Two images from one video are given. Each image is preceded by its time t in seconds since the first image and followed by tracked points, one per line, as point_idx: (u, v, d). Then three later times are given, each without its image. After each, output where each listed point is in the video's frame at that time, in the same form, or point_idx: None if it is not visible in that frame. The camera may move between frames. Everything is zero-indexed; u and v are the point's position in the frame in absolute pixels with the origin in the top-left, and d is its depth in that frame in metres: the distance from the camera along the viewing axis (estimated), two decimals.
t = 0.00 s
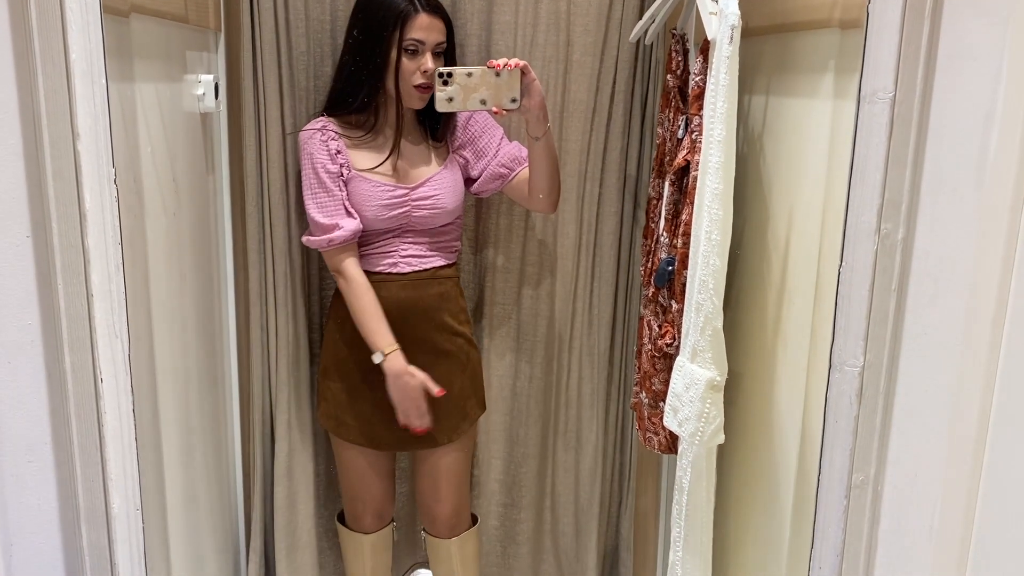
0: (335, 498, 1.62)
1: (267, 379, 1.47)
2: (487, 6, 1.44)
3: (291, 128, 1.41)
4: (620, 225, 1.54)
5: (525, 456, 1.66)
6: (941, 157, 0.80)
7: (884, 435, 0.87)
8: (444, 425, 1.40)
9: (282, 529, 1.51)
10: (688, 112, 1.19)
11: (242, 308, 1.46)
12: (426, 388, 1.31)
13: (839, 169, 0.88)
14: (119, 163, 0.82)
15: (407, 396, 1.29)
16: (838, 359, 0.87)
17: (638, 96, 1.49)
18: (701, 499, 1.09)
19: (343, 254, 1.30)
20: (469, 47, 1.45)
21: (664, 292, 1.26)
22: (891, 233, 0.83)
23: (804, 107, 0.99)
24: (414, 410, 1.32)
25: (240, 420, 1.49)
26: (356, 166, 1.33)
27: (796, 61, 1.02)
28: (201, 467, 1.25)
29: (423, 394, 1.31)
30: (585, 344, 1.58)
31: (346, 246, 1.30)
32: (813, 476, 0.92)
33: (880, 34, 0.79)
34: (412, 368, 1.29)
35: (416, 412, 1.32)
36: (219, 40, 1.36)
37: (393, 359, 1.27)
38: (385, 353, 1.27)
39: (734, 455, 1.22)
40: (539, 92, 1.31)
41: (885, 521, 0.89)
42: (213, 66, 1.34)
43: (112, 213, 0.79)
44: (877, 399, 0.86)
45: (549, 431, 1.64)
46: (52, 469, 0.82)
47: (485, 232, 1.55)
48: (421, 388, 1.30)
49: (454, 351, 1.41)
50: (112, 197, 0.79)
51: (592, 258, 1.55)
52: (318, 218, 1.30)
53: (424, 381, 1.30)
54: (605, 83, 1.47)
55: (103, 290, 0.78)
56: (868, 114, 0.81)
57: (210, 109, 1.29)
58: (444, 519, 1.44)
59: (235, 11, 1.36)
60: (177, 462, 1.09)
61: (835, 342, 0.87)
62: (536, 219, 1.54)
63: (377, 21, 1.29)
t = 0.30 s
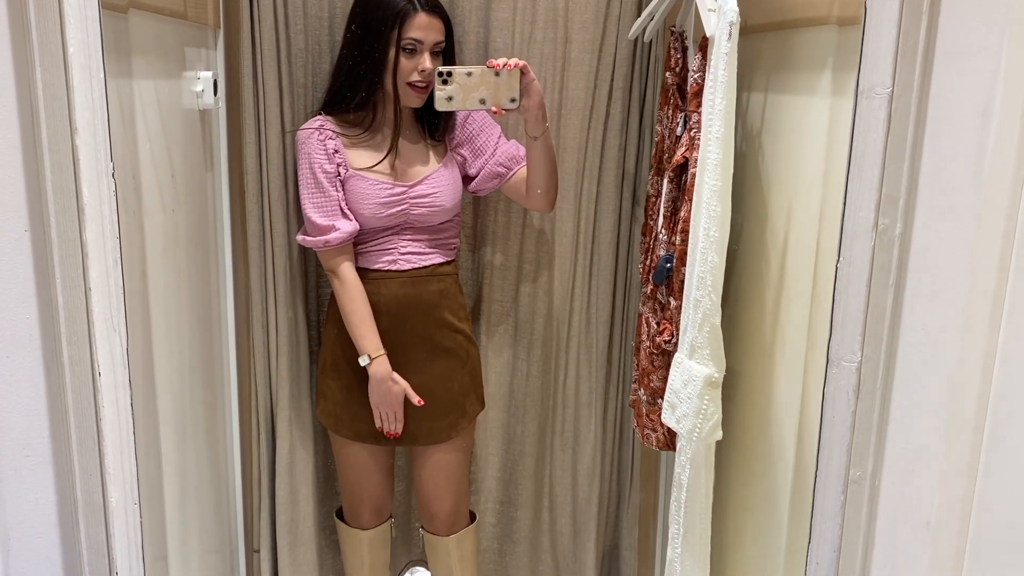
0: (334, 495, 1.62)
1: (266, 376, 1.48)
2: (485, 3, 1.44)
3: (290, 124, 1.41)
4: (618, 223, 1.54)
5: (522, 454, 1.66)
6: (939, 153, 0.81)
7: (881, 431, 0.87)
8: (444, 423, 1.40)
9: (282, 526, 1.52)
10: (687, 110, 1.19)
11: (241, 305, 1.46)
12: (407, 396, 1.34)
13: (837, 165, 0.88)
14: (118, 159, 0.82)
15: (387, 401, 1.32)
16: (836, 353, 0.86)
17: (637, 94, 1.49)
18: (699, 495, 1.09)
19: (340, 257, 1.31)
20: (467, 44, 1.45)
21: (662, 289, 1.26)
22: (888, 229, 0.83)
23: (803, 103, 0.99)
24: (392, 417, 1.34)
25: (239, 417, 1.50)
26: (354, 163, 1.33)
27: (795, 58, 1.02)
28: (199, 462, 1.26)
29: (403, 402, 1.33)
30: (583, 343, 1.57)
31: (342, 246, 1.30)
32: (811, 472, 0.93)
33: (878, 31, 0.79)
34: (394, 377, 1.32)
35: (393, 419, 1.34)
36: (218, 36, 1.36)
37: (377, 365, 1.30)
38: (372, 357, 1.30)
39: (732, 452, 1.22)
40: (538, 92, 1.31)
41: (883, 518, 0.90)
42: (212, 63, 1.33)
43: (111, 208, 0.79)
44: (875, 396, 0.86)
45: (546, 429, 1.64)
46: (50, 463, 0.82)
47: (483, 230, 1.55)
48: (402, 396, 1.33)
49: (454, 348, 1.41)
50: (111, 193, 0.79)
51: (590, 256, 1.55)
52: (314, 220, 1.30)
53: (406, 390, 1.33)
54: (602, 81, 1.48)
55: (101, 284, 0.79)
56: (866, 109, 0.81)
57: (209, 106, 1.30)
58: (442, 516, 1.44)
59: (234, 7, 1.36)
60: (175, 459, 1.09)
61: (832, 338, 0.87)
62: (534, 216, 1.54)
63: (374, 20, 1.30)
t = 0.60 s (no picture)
0: (335, 494, 1.62)
1: (267, 375, 1.48)
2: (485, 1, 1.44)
3: (290, 124, 1.41)
4: (618, 222, 1.54)
5: (522, 454, 1.66)
6: (939, 151, 0.81)
7: (882, 429, 0.87)
8: (445, 422, 1.41)
9: (283, 525, 1.52)
10: (687, 108, 1.19)
11: (242, 304, 1.47)
12: (409, 396, 1.34)
13: (836, 164, 0.88)
14: (119, 158, 0.82)
15: (389, 402, 1.33)
16: (836, 352, 0.86)
17: (636, 92, 1.49)
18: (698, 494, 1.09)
19: (343, 259, 1.31)
20: (466, 43, 1.45)
21: (663, 288, 1.26)
22: (888, 227, 0.82)
23: (803, 103, 0.99)
24: (393, 418, 1.35)
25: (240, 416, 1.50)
26: (354, 163, 1.34)
27: (795, 56, 1.02)
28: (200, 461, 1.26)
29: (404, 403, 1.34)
30: (583, 342, 1.58)
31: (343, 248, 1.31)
32: (810, 470, 0.93)
33: (878, 29, 0.79)
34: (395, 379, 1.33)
35: (394, 420, 1.35)
36: (219, 36, 1.36)
37: (379, 366, 1.31)
38: (373, 358, 1.31)
39: (732, 451, 1.22)
40: (538, 91, 1.31)
41: (883, 516, 0.89)
42: (213, 63, 1.34)
43: (113, 208, 0.79)
44: (875, 394, 0.86)
45: (546, 428, 1.64)
46: (52, 462, 0.82)
47: (483, 229, 1.55)
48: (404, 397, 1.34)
49: (455, 347, 1.41)
50: (113, 192, 0.79)
51: (589, 255, 1.55)
52: (314, 222, 1.31)
53: (407, 391, 1.34)
54: (602, 81, 1.48)
55: (103, 282, 0.79)
56: (866, 108, 0.81)
57: (210, 105, 1.30)
58: (444, 515, 1.45)
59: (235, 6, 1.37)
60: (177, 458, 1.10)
61: (832, 336, 0.86)
62: (533, 216, 1.54)
63: (373, 20, 1.30)
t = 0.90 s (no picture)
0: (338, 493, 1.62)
1: (270, 375, 1.48)
2: None
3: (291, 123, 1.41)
4: (619, 220, 1.54)
5: (523, 454, 1.66)
6: (943, 147, 0.81)
7: (886, 425, 0.87)
8: (447, 421, 1.41)
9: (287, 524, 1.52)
10: (689, 106, 1.19)
11: (244, 304, 1.47)
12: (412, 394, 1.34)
13: (840, 161, 0.88)
14: (123, 158, 0.82)
15: (392, 401, 1.33)
16: (840, 349, 0.87)
17: (637, 90, 1.49)
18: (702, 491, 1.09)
19: (344, 258, 1.31)
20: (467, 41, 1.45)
21: (666, 286, 1.26)
22: (893, 223, 0.82)
23: (806, 100, 0.99)
24: (396, 417, 1.35)
25: (243, 416, 1.50)
26: (354, 163, 1.33)
27: (797, 53, 1.02)
28: (204, 460, 1.26)
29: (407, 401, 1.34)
30: (584, 340, 1.58)
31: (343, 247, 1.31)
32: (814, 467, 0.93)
33: (882, 25, 0.79)
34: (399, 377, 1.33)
35: (398, 419, 1.35)
36: (219, 35, 1.36)
37: (382, 364, 1.32)
38: (376, 356, 1.31)
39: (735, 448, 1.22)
40: (538, 91, 1.31)
41: (888, 511, 0.90)
42: (214, 62, 1.33)
43: (117, 208, 0.80)
44: (880, 391, 0.87)
45: (548, 426, 1.64)
46: (58, 462, 0.82)
47: (484, 227, 1.55)
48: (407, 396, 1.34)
49: (457, 346, 1.41)
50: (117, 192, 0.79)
51: (590, 253, 1.55)
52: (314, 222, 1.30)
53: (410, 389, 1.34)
54: (602, 79, 1.48)
55: (107, 282, 0.79)
56: (870, 103, 0.81)
57: (211, 105, 1.30)
58: (446, 514, 1.45)
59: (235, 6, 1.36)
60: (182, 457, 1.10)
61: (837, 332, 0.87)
62: (534, 214, 1.54)
63: (374, 19, 1.29)
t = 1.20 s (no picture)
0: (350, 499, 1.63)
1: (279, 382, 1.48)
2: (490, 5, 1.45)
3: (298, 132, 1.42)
4: (626, 223, 1.53)
5: (535, 458, 1.67)
6: (952, 153, 0.80)
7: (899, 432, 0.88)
8: (462, 424, 1.40)
9: (298, 531, 1.52)
10: (696, 110, 1.19)
11: (253, 312, 1.48)
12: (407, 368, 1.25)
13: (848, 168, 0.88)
14: (132, 175, 0.83)
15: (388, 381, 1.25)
16: (851, 358, 0.88)
17: (643, 93, 1.48)
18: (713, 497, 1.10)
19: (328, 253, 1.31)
20: (472, 46, 1.45)
21: (674, 290, 1.25)
22: (903, 231, 0.83)
23: (812, 105, 0.99)
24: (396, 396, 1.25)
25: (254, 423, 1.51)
26: (353, 157, 1.32)
27: (804, 57, 1.02)
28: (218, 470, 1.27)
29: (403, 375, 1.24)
30: (591, 346, 1.57)
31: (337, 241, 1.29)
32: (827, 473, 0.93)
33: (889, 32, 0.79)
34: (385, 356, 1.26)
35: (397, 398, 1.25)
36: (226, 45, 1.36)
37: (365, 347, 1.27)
38: (358, 341, 1.27)
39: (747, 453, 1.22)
40: (543, 91, 1.31)
41: (902, 518, 0.90)
42: (220, 72, 1.34)
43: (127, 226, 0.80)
44: (892, 398, 0.87)
45: (558, 430, 1.64)
46: (71, 479, 0.83)
47: (490, 232, 1.56)
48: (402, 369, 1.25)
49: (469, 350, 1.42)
50: (126, 211, 0.79)
51: (598, 257, 1.55)
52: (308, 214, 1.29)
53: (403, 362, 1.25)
54: (608, 82, 1.47)
55: (118, 302, 0.79)
56: (879, 113, 0.82)
57: (219, 114, 1.30)
58: (464, 516, 1.45)
59: (241, 16, 1.37)
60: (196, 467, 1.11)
61: (849, 340, 0.88)
62: (541, 218, 1.54)
63: (376, 14, 1.30)
